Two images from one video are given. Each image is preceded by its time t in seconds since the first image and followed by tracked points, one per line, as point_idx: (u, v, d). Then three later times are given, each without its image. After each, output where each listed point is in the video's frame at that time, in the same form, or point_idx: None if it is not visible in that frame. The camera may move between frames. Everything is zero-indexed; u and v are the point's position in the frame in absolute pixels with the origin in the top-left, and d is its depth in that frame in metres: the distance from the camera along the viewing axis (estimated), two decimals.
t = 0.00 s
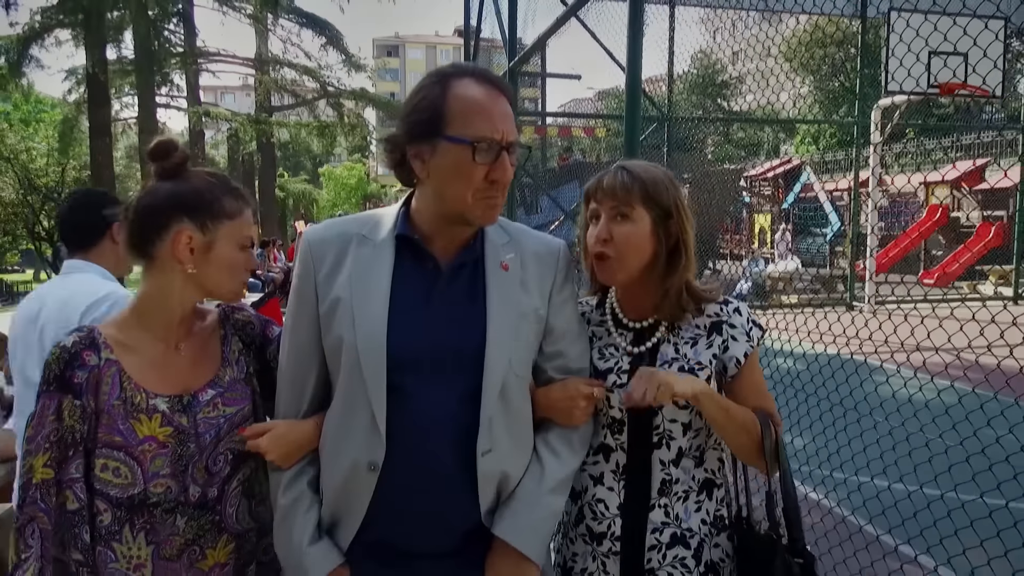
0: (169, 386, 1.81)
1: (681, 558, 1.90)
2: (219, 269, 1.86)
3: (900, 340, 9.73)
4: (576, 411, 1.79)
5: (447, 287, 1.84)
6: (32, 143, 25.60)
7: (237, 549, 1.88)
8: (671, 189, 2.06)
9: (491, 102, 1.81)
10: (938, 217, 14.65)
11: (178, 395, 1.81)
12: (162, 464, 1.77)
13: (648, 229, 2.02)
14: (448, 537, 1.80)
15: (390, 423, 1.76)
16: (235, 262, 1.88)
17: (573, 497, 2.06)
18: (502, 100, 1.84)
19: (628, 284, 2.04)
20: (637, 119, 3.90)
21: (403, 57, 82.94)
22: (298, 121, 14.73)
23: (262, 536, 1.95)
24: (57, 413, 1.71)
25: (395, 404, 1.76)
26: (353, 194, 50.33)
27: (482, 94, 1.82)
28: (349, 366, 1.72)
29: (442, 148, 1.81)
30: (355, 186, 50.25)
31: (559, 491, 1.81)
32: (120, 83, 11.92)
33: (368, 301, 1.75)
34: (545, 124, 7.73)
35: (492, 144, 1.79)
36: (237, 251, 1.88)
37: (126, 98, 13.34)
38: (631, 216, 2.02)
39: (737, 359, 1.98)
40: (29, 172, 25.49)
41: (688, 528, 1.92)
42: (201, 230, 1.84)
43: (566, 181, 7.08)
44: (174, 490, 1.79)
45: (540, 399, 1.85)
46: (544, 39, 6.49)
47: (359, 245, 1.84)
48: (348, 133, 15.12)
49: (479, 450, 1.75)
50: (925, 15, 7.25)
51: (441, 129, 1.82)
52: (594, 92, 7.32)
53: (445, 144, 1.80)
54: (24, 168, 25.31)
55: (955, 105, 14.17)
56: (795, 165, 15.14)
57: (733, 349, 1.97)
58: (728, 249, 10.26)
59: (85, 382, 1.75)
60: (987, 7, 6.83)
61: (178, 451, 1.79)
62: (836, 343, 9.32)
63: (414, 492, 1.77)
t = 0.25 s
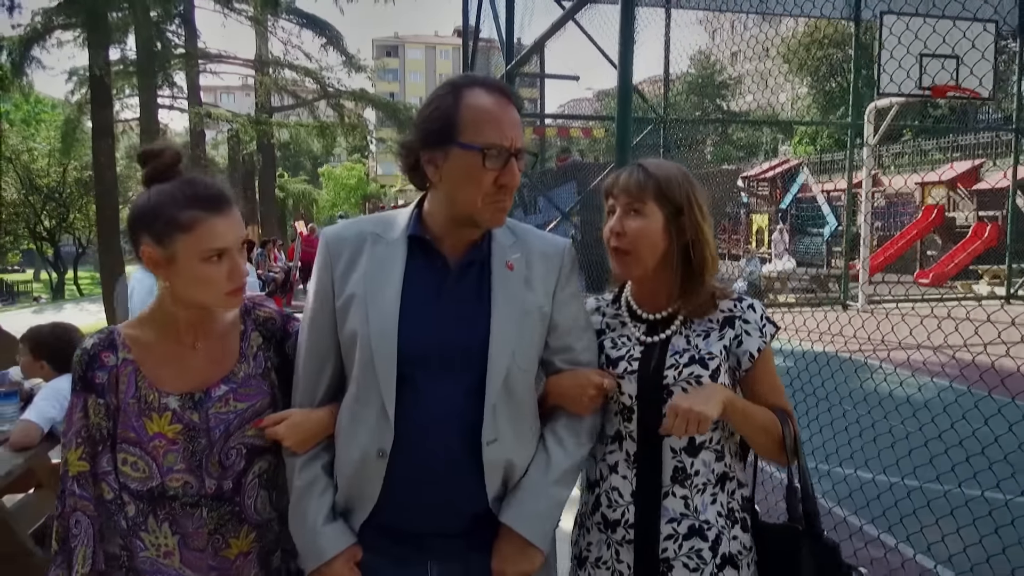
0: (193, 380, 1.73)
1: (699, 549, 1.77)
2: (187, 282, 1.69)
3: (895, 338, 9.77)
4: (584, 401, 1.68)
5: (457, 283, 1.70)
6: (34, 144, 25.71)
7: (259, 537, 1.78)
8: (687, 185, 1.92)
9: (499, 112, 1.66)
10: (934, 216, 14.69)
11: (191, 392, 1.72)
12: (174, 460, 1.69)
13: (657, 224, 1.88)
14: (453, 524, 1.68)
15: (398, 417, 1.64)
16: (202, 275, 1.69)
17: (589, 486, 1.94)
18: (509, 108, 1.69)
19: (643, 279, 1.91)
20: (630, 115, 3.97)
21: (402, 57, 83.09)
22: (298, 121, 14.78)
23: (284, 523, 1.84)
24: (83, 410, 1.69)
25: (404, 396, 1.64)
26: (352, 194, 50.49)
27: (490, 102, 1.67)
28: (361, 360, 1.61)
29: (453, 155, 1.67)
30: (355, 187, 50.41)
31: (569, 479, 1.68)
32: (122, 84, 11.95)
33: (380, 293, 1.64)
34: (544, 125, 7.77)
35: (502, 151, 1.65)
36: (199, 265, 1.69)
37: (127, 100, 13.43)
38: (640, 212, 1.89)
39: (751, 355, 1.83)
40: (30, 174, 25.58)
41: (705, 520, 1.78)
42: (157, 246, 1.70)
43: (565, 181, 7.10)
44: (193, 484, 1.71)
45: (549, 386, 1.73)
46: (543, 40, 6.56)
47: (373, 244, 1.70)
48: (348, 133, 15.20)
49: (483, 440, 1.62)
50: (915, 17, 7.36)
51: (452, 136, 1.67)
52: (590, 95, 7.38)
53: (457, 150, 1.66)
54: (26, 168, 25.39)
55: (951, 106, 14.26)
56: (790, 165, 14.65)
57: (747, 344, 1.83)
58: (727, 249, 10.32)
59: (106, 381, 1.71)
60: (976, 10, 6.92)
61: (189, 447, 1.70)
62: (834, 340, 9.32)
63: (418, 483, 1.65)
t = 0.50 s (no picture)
0: (192, 379, 1.77)
1: (679, 538, 1.81)
2: (185, 292, 1.72)
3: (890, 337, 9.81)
4: (563, 392, 1.76)
5: (446, 279, 1.81)
6: (35, 144, 25.81)
7: (265, 528, 1.83)
8: (674, 191, 1.98)
9: (495, 122, 1.74)
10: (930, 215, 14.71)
11: (193, 390, 1.76)
12: (177, 455, 1.73)
13: (642, 228, 1.95)
14: (439, 513, 1.77)
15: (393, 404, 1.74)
16: (200, 284, 1.72)
17: (576, 476, 2.00)
18: (503, 119, 1.77)
19: (629, 279, 1.96)
20: (620, 117, 4.05)
21: (402, 57, 83.19)
22: (298, 122, 14.84)
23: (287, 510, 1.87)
24: (88, 409, 1.72)
25: (398, 385, 1.74)
26: (352, 194, 50.59)
27: (483, 111, 1.75)
28: (356, 351, 1.70)
29: (453, 163, 1.73)
30: (354, 186, 50.41)
31: (554, 465, 1.78)
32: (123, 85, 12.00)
33: (374, 289, 1.74)
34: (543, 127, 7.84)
35: (501, 162, 1.73)
36: (196, 271, 1.72)
37: (129, 101, 13.51)
38: (626, 215, 1.96)
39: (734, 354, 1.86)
40: (31, 174, 25.66)
41: (687, 510, 1.82)
42: (155, 255, 1.72)
43: (564, 181, 7.17)
44: (194, 477, 1.74)
45: (533, 375, 1.81)
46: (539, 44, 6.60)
47: (366, 244, 1.80)
48: (348, 134, 15.27)
49: (468, 428, 1.73)
50: (909, 21, 7.44)
51: (453, 144, 1.74)
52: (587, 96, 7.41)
53: (457, 159, 1.73)
54: (27, 169, 25.48)
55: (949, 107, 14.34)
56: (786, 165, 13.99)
57: (728, 343, 1.87)
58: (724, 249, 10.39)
59: (110, 381, 1.74)
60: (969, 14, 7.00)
61: (191, 443, 1.74)
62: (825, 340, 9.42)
63: (411, 470, 1.75)
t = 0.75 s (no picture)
0: (176, 374, 1.65)
1: (643, 516, 1.82)
2: (175, 290, 1.62)
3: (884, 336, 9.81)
4: (542, 378, 1.73)
5: (430, 271, 1.76)
6: (37, 145, 25.89)
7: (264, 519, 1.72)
8: (643, 193, 1.97)
9: (480, 127, 1.71)
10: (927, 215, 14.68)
11: (181, 384, 1.64)
12: (168, 447, 1.61)
13: (610, 228, 1.93)
14: (426, 495, 1.71)
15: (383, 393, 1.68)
16: (190, 281, 1.62)
17: (545, 460, 1.98)
18: (487, 124, 1.74)
19: (599, 277, 1.96)
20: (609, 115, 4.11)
21: (402, 58, 83.32)
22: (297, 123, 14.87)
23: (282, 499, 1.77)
24: (73, 404, 1.61)
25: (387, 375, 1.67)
26: (352, 194, 50.69)
27: (466, 115, 1.71)
28: (344, 343, 1.64)
29: (440, 165, 1.69)
30: (354, 187, 50.54)
31: (528, 452, 1.73)
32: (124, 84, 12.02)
33: (361, 280, 1.68)
34: (541, 127, 7.88)
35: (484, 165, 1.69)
36: (188, 269, 1.62)
37: (129, 102, 13.57)
38: (595, 215, 1.95)
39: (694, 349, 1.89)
40: (33, 174, 25.75)
41: (649, 489, 1.84)
42: (145, 252, 1.62)
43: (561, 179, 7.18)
44: (188, 470, 1.62)
45: (508, 364, 1.78)
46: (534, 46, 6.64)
47: (354, 237, 1.73)
48: (347, 134, 15.29)
49: (449, 412, 1.68)
50: (901, 22, 7.50)
51: (440, 147, 1.69)
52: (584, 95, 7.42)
53: (445, 161, 1.69)
54: (28, 169, 25.55)
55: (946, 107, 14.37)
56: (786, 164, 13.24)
57: (690, 338, 1.89)
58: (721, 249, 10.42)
59: (97, 376, 1.62)
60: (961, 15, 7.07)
61: (182, 435, 1.62)
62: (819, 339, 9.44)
63: (395, 457, 1.69)
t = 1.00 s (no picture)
0: (181, 361, 1.73)
1: (613, 497, 1.87)
2: (183, 284, 1.68)
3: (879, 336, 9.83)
4: (525, 369, 1.79)
5: (423, 268, 1.82)
6: (38, 146, 25.96)
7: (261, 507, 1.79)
8: (621, 196, 2.00)
9: (471, 134, 1.76)
10: (926, 215, 14.67)
11: (185, 373, 1.72)
12: (173, 433, 1.69)
13: (588, 230, 1.97)
14: (420, 479, 1.78)
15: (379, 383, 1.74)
16: (198, 276, 1.68)
17: (522, 446, 2.03)
18: (476, 130, 1.79)
19: (578, 275, 2.00)
20: (605, 117, 4.21)
21: (403, 58, 83.36)
22: (298, 124, 14.93)
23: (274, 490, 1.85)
24: (78, 391, 1.65)
25: (381, 365, 1.74)
26: (353, 194, 50.72)
27: (457, 123, 1.77)
28: (342, 336, 1.70)
29: (433, 169, 1.74)
30: (354, 186, 50.63)
31: (511, 438, 1.79)
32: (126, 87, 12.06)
33: (358, 276, 1.73)
34: (541, 127, 7.96)
35: (474, 170, 1.76)
36: (198, 263, 1.68)
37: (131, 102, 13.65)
38: (574, 217, 1.99)
39: (667, 344, 1.93)
40: (35, 174, 25.81)
41: (620, 472, 1.89)
42: (156, 247, 1.68)
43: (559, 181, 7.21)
44: (190, 455, 1.71)
45: (492, 357, 1.84)
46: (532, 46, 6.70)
47: (350, 237, 1.79)
48: (348, 135, 15.34)
49: (441, 400, 1.75)
50: (897, 25, 7.58)
51: (434, 151, 1.75)
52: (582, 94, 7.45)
53: (437, 165, 1.74)
54: (30, 170, 25.61)
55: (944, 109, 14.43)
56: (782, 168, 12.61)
57: (663, 332, 1.93)
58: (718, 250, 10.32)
59: (103, 363, 1.67)
60: (955, 19, 7.15)
61: (186, 422, 1.71)
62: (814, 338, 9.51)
63: (388, 445, 1.75)
